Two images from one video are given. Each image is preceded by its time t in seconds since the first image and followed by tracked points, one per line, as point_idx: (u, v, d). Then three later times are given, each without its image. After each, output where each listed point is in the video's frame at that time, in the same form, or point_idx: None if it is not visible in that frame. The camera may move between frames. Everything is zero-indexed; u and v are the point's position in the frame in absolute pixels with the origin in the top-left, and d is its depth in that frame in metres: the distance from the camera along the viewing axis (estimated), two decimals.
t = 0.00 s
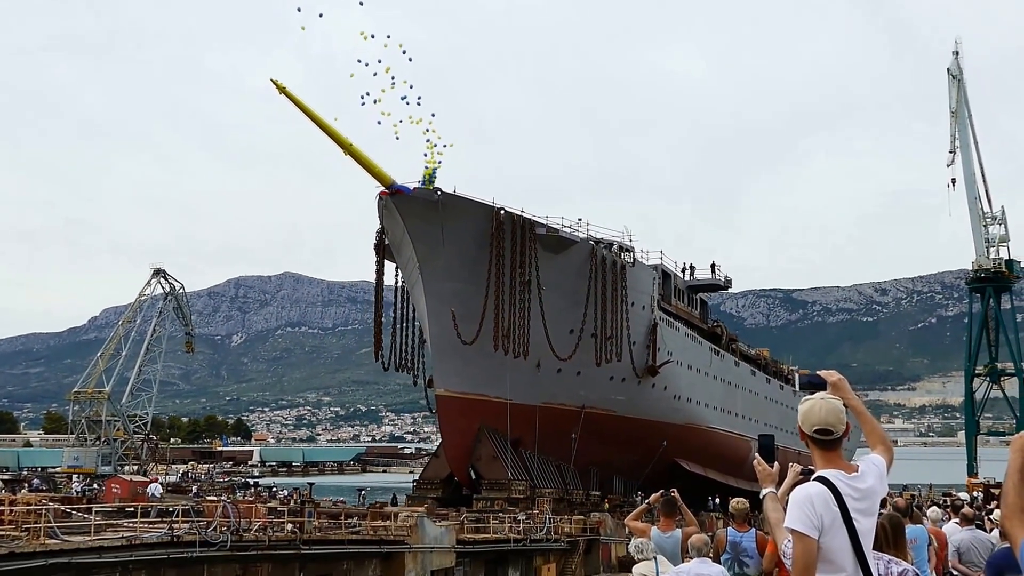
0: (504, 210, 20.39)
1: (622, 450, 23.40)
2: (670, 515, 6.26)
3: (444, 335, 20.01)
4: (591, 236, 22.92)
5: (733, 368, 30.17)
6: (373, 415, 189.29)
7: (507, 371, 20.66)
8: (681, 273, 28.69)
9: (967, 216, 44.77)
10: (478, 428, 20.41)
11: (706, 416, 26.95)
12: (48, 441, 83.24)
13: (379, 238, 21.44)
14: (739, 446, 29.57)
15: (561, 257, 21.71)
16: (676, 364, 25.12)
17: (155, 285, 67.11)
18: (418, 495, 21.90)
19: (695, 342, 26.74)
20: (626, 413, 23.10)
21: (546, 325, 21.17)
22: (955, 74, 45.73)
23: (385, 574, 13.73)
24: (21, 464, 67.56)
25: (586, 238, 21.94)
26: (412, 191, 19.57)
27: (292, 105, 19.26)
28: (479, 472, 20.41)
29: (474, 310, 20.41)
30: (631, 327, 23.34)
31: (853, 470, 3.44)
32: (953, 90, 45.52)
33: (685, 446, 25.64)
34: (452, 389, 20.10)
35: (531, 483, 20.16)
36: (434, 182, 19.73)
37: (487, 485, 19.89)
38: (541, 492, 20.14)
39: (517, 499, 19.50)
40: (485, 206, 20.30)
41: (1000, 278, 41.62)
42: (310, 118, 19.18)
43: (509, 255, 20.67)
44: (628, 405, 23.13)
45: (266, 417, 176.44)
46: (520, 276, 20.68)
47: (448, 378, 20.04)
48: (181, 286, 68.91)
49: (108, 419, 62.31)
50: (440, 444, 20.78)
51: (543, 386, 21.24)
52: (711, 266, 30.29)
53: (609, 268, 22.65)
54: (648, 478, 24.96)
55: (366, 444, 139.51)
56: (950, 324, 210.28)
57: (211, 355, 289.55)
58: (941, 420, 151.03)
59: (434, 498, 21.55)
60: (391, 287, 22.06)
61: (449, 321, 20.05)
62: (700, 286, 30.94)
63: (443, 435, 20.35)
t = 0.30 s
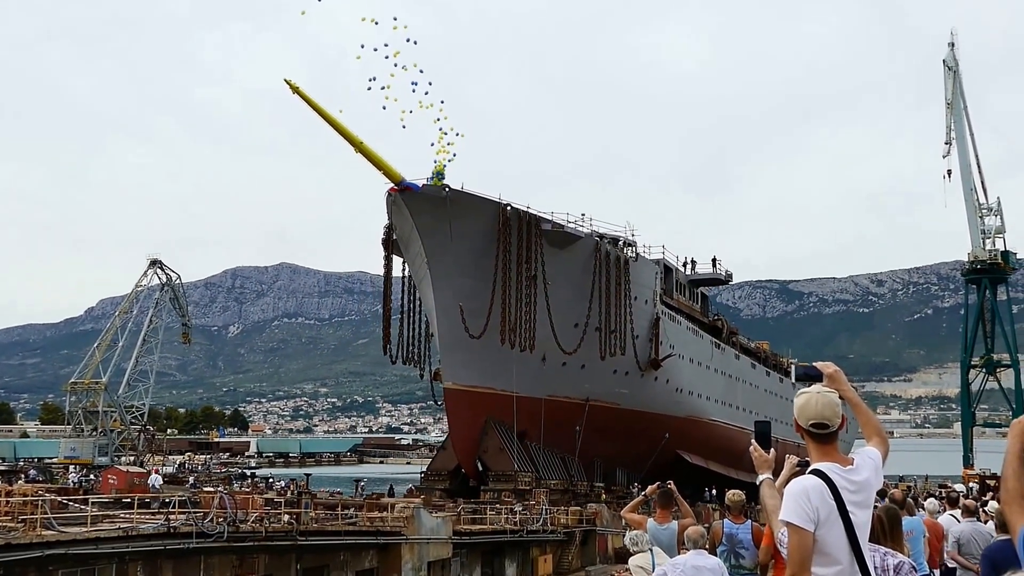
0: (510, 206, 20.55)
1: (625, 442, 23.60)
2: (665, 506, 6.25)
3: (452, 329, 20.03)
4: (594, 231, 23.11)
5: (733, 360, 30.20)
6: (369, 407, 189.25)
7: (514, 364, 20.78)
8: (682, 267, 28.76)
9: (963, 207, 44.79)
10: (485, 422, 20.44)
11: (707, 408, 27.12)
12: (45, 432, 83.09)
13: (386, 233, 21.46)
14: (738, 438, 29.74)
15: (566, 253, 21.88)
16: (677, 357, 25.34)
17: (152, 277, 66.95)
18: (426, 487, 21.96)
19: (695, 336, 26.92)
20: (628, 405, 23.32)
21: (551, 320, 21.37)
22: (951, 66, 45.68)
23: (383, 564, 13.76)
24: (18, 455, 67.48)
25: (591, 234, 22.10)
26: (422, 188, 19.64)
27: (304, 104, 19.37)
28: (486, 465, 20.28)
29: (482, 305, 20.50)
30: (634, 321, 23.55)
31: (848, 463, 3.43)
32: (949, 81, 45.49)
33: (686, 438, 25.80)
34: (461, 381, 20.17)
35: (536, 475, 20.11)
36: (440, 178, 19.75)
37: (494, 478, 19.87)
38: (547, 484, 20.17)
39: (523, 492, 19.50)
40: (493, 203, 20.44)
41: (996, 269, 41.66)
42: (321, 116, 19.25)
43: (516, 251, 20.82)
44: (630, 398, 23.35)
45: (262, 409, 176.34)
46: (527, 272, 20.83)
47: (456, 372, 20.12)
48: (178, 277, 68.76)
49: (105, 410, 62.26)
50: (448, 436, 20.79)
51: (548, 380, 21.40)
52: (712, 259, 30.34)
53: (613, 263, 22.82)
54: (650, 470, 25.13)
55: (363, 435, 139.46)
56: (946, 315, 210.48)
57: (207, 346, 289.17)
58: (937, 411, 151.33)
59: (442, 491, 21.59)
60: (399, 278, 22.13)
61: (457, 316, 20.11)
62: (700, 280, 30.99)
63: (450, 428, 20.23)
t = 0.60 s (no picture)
0: (517, 207, 20.75)
1: (629, 438, 23.70)
2: (662, 503, 6.24)
3: (459, 327, 20.34)
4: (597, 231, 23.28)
5: (735, 357, 30.25)
6: (366, 401, 189.24)
7: (519, 362, 20.96)
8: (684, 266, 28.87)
9: (960, 203, 44.82)
10: (491, 418, 20.70)
11: (709, 404, 27.15)
12: (42, 427, 83.03)
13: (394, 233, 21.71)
14: (741, 434, 29.79)
15: (570, 252, 22.08)
16: (679, 355, 25.47)
17: (149, 272, 66.87)
18: (432, 482, 22.09)
19: (697, 334, 27.02)
20: (632, 402, 23.43)
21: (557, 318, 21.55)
22: (948, 62, 45.68)
23: (379, 559, 13.76)
24: (14, 450, 67.48)
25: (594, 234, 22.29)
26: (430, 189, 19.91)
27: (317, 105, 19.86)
28: (492, 460, 20.59)
29: (488, 303, 20.73)
30: (637, 319, 23.70)
31: (844, 462, 3.43)
32: (946, 77, 45.51)
33: (688, 435, 25.87)
34: (466, 378, 20.43)
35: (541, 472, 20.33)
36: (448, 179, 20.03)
37: (499, 473, 20.12)
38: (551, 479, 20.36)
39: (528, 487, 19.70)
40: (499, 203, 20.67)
41: (992, 264, 41.71)
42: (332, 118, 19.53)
43: (522, 250, 21.02)
44: (634, 395, 23.47)
45: (259, 403, 176.35)
46: (532, 271, 21.04)
47: (462, 369, 20.36)
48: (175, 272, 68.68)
49: (101, 405, 62.25)
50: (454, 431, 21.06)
51: (553, 377, 21.57)
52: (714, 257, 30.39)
53: (617, 263, 22.99)
54: (652, 465, 25.22)
55: (360, 430, 139.58)
56: (942, 310, 210.80)
57: (204, 341, 289.03)
58: (933, 406, 151.77)
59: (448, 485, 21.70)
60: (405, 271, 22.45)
61: (464, 313, 20.38)
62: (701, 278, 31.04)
63: (458, 423, 20.69)
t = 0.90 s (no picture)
0: (522, 212, 20.82)
1: (631, 439, 23.75)
2: (657, 504, 6.22)
3: (466, 331, 20.34)
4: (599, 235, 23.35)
5: (734, 359, 30.28)
6: (361, 401, 188.92)
7: (524, 364, 20.99)
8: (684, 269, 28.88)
9: (955, 203, 44.86)
10: (496, 419, 20.72)
11: (709, 405, 27.17)
12: (36, 426, 82.78)
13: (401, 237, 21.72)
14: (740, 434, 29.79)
15: (573, 257, 22.14)
16: (680, 357, 25.52)
17: (144, 272, 66.67)
18: (438, 482, 21.99)
19: (698, 336, 27.04)
20: (634, 404, 23.48)
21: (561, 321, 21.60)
22: (944, 62, 45.71)
23: (374, 558, 13.72)
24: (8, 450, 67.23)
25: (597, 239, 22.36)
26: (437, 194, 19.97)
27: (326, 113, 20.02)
28: (496, 461, 20.60)
29: (495, 306, 20.75)
30: (640, 322, 23.73)
31: (840, 466, 3.40)
32: (942, 77, 45.53)
33: (688, 435, 25.88)
34: (472, 381, 20.47)
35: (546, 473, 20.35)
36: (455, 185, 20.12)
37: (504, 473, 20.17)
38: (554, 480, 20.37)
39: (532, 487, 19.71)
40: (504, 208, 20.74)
41: (987, 264, 41.76)
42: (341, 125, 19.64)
43: (527, 254, 21.07)
44: (636, 396, 23.52)
45: (255, 403, 176.03)
46: (537, 275, 21.10)
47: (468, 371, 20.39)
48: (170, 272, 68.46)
49: (96, 404, 62.04)
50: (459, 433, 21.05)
51: (557, 379, 21.61)
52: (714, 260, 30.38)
53: (619, 267, 23.07)
54: (653, 466, 25.22)
55: (355, 430, 139.42)
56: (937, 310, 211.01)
57: (200, 341, 288.47)
58: (928, 405, 151.97)
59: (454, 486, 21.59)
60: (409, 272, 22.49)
61: (471, 317, 20.39)
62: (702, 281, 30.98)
63: (462, 426, 20.58)
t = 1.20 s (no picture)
0: (521, 222, 20.88)
1: (627, 444, 23.76)
2: (647, 510, 6.18)
3: (466, 338, 20.38)
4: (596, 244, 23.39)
5: (728, 365, 30.30)
6: (352, 406, 188.54)
7: (522, 371, 21.03)
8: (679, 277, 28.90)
9: (946, 209, 45.01)
10: (494, 426, 20.73)
11: (703, 411, 27.17)
12: (26, 431, 82.40)
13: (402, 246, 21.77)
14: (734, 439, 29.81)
15: (571, 266, 22.17)
16: (675, 363, 25.54)
17: (134, 276, 66.51)
18: (438, 487, 22.00)
19: (692, 343, 27.06)
20: (630, 410, 23.50)
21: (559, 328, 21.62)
22: (935, 68, 45.90)
23: (364, 563, 13.66)
24: None
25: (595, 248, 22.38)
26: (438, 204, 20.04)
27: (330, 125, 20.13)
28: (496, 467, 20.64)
29: (494, 314, 20.79)
30: (636, 329, 23.75)
31: (829, 475, 3.38)
32: (933, 84, 45.71)
33: (683, 441, 25.89)
34: (472, 388, 20.49)
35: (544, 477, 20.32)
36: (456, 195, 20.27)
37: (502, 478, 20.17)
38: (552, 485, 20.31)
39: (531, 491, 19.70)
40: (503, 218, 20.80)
41: (977, 269, 41.91)
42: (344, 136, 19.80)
43: (526, 263, 21.12)
44: (632, 403, 23.54)
45: (245, 407, 175.51)
46: (536, 284, 21.14)
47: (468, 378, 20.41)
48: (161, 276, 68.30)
49: (86, 409, 61.79)
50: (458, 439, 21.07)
51: (555, 386, 21.65)
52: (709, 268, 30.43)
53: (616, 275, 23.10)
54: (648, 471, 25.23)
55: (346, 434, 139.09)
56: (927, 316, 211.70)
57: (191, 345, 287.70)
58: (919, 411, 152.40)
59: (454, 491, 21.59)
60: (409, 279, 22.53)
61: (471, 325, 20.44)
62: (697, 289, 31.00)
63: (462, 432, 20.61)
